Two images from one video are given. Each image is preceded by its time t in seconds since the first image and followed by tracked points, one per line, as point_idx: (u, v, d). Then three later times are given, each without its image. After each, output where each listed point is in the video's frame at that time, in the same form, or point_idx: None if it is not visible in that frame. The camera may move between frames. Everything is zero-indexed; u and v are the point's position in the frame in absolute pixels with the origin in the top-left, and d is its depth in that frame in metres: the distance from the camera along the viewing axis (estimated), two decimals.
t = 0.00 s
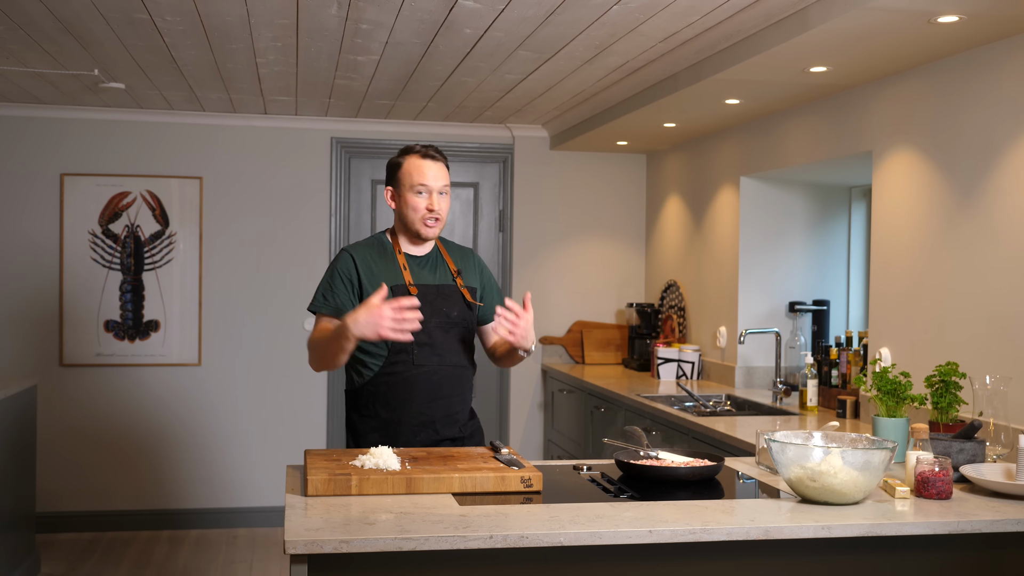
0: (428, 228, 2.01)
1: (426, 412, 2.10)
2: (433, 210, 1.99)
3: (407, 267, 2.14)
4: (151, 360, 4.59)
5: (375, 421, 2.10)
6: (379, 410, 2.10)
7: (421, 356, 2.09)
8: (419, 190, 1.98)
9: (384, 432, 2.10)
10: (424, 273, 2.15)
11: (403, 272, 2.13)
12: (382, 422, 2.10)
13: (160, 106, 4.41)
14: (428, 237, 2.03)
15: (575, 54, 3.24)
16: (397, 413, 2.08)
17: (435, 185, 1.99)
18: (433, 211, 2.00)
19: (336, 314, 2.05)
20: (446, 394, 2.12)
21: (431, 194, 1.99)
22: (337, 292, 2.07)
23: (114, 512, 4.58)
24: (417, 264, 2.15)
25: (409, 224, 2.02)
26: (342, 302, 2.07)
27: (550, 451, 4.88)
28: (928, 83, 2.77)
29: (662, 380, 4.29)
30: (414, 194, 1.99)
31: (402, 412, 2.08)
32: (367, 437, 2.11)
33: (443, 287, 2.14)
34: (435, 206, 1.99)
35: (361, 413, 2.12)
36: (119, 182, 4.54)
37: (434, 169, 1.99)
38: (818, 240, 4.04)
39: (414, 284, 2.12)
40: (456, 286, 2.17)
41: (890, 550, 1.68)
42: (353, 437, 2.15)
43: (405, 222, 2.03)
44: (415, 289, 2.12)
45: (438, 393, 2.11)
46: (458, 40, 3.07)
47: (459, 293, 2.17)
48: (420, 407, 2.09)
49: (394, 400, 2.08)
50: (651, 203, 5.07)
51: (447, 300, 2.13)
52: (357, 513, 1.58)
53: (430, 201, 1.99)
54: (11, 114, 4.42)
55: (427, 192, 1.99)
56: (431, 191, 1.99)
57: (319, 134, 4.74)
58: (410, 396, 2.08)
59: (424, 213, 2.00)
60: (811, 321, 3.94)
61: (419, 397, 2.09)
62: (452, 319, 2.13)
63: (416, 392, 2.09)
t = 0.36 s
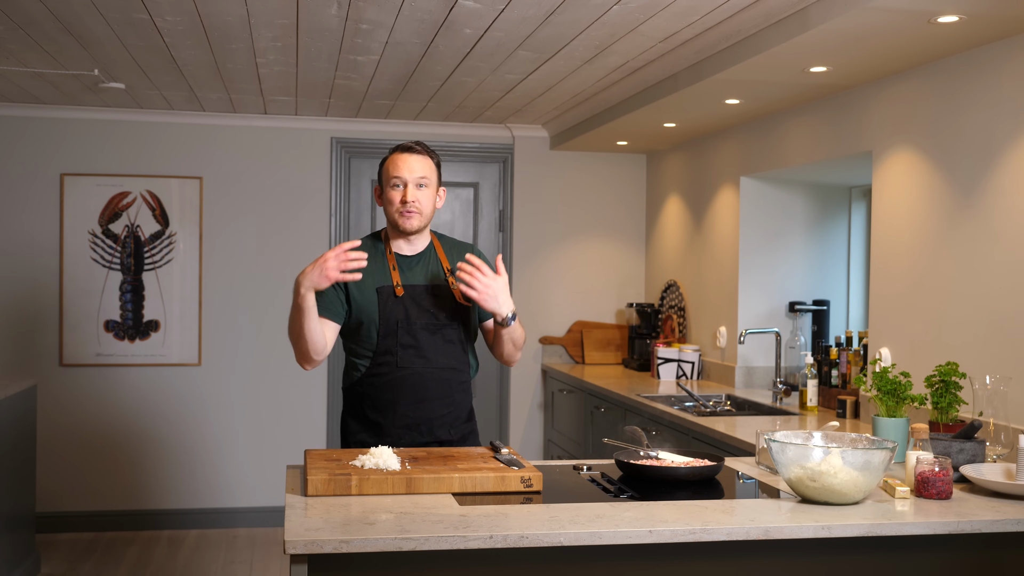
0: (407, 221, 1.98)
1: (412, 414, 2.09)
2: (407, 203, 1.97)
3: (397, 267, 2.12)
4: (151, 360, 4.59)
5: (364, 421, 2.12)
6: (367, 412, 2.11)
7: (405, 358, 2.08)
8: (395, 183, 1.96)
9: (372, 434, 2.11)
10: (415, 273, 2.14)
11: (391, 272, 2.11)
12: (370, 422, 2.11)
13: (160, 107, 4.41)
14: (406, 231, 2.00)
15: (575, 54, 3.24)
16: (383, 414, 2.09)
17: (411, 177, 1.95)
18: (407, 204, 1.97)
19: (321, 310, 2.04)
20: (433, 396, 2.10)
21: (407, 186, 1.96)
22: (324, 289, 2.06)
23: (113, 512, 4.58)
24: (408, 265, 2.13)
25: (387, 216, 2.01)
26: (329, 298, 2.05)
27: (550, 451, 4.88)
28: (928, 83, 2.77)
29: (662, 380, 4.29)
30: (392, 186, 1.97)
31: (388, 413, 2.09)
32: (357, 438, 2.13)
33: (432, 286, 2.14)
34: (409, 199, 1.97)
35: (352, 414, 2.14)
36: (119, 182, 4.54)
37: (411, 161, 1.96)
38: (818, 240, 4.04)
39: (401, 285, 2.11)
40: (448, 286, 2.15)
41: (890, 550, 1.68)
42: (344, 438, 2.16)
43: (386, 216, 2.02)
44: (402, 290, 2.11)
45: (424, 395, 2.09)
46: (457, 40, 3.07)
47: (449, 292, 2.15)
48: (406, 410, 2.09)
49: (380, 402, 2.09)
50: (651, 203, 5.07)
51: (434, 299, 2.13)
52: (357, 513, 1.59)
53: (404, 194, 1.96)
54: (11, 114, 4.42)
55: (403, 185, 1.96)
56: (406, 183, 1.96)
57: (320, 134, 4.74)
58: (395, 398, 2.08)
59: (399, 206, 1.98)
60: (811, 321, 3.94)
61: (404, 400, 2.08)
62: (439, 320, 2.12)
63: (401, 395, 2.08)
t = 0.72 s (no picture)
0: (402, 228, 1.97)
1: (398, 423, 2.10)
2: (402, 209, 1.96)
3: (389, 273, 2.10)
4: (150, 360, 4.59)
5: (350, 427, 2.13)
6: (354, 418, 2.12)
7: (392, 368, 2.10)
8: (390, 189, 1.96)
9: (357, 439, 2.12)
10: (407, 280, 2.12)
11: (382, 279, 2.09)
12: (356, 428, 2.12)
13: (161, 106, 4.41)
14: (399, 238, 1.99)
15: (575, 54, 3.24)
16: (369, 421, 2.10)
17: (406, 183, 1.95)
18: (401, 210, 1.96)
19: (315, 323, 2.10)
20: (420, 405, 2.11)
21: (401, 192, 1.95)
22: (317, 300, 2.10)
23: (113, 512, 4.58)
24: (400, 272, 2.11)
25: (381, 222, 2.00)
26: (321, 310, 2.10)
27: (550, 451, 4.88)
28: (928, 82, 2.77)
29: (662, 380, 4.29)
30: (387, 192, 1.97)
31: (374, 421, 2.10)
32: (342, 436, 2.14)
33: (424, 295, 2.11)
34: (404, 205, 1.96)
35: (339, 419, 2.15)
36: (119, 182, 4.54)
37: (406, 167, 1.96)
38: (818, 240, 4.04)
39: (391, 293, 2.09)
40: (438, 296, 2.12)
41: (890, 550, 1.68)
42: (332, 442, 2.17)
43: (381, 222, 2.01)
44: (391, 299, 2.09)
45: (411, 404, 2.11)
46: (457, 40, 3.07)
47: (440, 303, 2.12)
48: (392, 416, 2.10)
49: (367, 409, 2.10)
50: (651, 203, 5.07)
51: (424, 308, 2.11)
52: (357, 513, 1.58)
53: (399, 200, 1.96)
54: (11, 114, 4.42)
55: (398, 191, 1.96)
56: (400, 188, 1.95)
57: (320, 134, 4.74)
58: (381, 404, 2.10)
59: (394, 212, 1.97)
60: (811, 320, 3.94)
61: (391, 408, 2.10)
62: (427, 331, 2.12)
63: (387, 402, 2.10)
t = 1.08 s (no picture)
0: (410, 237, 1.98)
1: (391, 429, 2.11)
2: (411, 219, 1.96)
3: (394, 280, 2.10)
4: (151, 360, 4.59)
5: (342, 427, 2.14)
6: (347, 418, 2.12)
7: (390, 374, 2.10)
8: (400, 197, 1.96)
9: (349, 439, 2.13)
10: (412, 288, 2.12)
11: (387, 285, 2.09)
12: (348, 429, 2.13)
13: (161, 106, 4.41)
14: (406, 247, 1.99)
15: (575, 54, 3.24)
16: (362, 423, 2.11)
17: (416, 193, 1.95)
18: (410, 220, 1.96)
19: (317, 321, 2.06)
20: (414, 415, 2.12)
21: (411, 201, 1.95)
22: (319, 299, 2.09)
23: (113, 512, 4.58)
24: (406, 279, 2.11)
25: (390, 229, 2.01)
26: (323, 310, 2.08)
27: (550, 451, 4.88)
28: (928, 82, 2.77)
29: (662, 380, 4.29)
30: (397, 200, 1.97)
31: (366, 424, 2.11)
32: (335, 439, 2.15)
33: (427, 305, 2.11)
34: (413, 215, 1.96)
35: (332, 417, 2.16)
36: (119, 182, 4.54)
37: (418, 176, 1.95)
38: (818, 240, 4.04)
39: (395, 300, 2.09)
40: (442, 307, 2.13)
41: (890, 550, 1.68)
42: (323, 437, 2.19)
43: (389, 229, 2.01)
44: (396, 305, 2.09)
45: (404, 412, 2.11)
46: (457, 40, 3.07)
47: (443, 314, 2.13)
48: (385, 424, 2.11)
49: (360, 412, 2.11)
50: (651, 203, 5.07)
51: (427, 318, 2.11)
52: (357, 512, 1.58)
53: (409, 209, 1.96)
54: (11, 114, 4.42)
55: (408, 200, 1.96)
56: (410, 198, 1.95)
57: (320, 134, 4.74)
58: (375, 412, 2.10)
59: (402, 220, 1.97)
60: (811, 321, 3.94)
61: (385, 414, 2.10)
62: (428, 340, 2.12)
63: (382, 410, 2.10)
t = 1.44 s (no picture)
0: (417, 238, 1.97)
1: (391, 430, 2.12)
2: (420, 220, 1.96)
3: (399, 281, 2.10)
4: (151, 360, 4.59)
5: (343, 427, 2.14)
6: (347, 419, 2.13)
7: (393, 376, 2.10)
8: (410, 198, 1.96)
9: (348, 439, 2.14)
10: (417, 289, 2.12)
11: (392, 286, 2.09)
12: (348, 429, 2.13)
13: (161, 106, 4.41)
14: (413, 249, 1.99)
15: (575, 54, 3.24)
16: (362, 424, 2.11)
17: (426, 193, 1.95)
18: (419, 221, 1.96)
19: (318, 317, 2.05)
20: (415, 416, 2.12)
21: (421, 202, 1.96)
22: (324, 295, 2.06)
23: (113, 512, 4.58)
24: (411, 280, 2.11)
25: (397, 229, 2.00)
26: (327, 305, 2.06)
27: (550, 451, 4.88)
28: (928, 82, 2.77)
29: (662, 380, 4.29)
30: (407, 201, 1.97)
31: (366, 425, 2.11)
32: (333, 438, 2.16)
33: (432, 308, 2.12)
34: (422, 216, 1.96)
35: (333, 417, 2.16)
36: (119, 182, 4.54)
37: (428, 178, 1.96)
38: (818, 240, 4.04)
39: (399, 302, 2.09)
40: (447, 309, 2.13)
41: (889, 550, 1.68)
42: (323, 436, 2.19)
43: (396, 230, 2.01)
44: (400, 307, 2.09)
45: (405, 414, 2.12)
46: (457, 40, 3.07)
47: (448, 317, 2.13)
48: (385, 426, 2.11)
49: (361, 414, 2.11)
50: (651, 203, 5.08)
51: (432, 320, 2.11)
52: (357, 513, 1.59)
53: (418, 210, 1.96)
54: (11, 114, 4.42)
55: (417, 201, 1.96)
56: (420, 199, 1.95)
57: (320, 134, 4.74)
58: (376, 414, 2.11)
59: (410, 222, 1.97)
60: (811, 320, 3.94)
61: (386, 416, 2.11)
62: (432, 342, 2.12)
63: (383, 412, 2.11)
